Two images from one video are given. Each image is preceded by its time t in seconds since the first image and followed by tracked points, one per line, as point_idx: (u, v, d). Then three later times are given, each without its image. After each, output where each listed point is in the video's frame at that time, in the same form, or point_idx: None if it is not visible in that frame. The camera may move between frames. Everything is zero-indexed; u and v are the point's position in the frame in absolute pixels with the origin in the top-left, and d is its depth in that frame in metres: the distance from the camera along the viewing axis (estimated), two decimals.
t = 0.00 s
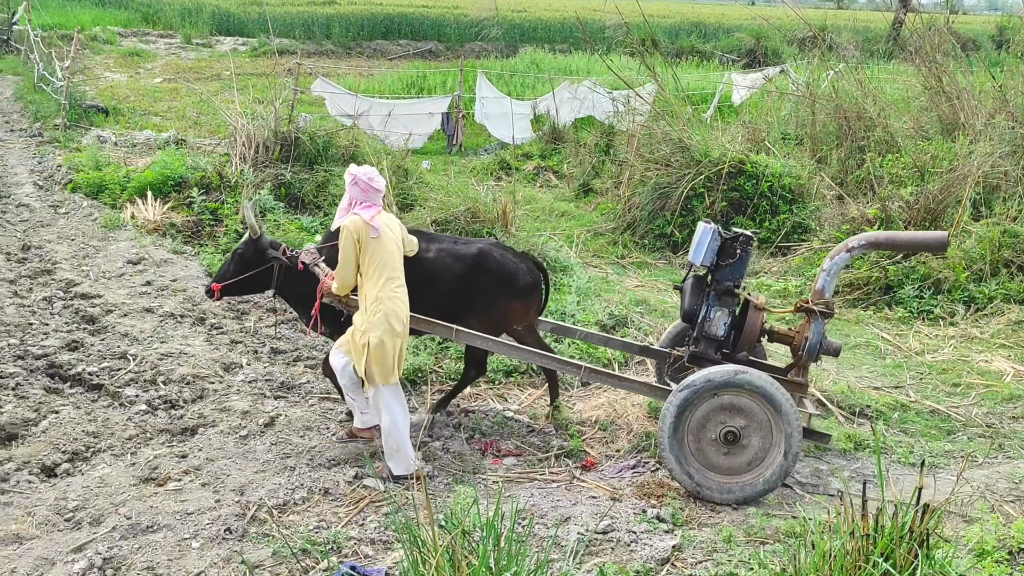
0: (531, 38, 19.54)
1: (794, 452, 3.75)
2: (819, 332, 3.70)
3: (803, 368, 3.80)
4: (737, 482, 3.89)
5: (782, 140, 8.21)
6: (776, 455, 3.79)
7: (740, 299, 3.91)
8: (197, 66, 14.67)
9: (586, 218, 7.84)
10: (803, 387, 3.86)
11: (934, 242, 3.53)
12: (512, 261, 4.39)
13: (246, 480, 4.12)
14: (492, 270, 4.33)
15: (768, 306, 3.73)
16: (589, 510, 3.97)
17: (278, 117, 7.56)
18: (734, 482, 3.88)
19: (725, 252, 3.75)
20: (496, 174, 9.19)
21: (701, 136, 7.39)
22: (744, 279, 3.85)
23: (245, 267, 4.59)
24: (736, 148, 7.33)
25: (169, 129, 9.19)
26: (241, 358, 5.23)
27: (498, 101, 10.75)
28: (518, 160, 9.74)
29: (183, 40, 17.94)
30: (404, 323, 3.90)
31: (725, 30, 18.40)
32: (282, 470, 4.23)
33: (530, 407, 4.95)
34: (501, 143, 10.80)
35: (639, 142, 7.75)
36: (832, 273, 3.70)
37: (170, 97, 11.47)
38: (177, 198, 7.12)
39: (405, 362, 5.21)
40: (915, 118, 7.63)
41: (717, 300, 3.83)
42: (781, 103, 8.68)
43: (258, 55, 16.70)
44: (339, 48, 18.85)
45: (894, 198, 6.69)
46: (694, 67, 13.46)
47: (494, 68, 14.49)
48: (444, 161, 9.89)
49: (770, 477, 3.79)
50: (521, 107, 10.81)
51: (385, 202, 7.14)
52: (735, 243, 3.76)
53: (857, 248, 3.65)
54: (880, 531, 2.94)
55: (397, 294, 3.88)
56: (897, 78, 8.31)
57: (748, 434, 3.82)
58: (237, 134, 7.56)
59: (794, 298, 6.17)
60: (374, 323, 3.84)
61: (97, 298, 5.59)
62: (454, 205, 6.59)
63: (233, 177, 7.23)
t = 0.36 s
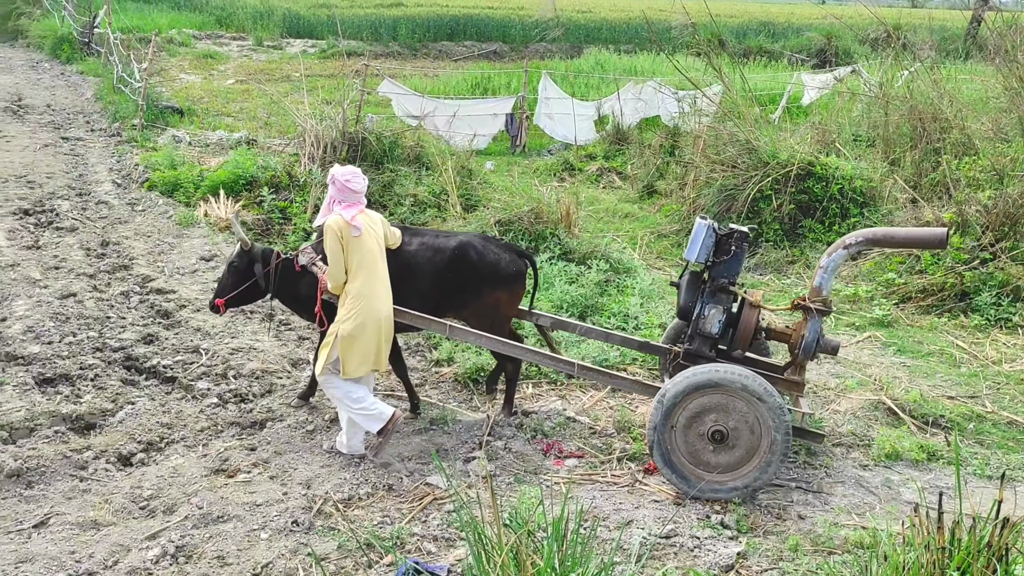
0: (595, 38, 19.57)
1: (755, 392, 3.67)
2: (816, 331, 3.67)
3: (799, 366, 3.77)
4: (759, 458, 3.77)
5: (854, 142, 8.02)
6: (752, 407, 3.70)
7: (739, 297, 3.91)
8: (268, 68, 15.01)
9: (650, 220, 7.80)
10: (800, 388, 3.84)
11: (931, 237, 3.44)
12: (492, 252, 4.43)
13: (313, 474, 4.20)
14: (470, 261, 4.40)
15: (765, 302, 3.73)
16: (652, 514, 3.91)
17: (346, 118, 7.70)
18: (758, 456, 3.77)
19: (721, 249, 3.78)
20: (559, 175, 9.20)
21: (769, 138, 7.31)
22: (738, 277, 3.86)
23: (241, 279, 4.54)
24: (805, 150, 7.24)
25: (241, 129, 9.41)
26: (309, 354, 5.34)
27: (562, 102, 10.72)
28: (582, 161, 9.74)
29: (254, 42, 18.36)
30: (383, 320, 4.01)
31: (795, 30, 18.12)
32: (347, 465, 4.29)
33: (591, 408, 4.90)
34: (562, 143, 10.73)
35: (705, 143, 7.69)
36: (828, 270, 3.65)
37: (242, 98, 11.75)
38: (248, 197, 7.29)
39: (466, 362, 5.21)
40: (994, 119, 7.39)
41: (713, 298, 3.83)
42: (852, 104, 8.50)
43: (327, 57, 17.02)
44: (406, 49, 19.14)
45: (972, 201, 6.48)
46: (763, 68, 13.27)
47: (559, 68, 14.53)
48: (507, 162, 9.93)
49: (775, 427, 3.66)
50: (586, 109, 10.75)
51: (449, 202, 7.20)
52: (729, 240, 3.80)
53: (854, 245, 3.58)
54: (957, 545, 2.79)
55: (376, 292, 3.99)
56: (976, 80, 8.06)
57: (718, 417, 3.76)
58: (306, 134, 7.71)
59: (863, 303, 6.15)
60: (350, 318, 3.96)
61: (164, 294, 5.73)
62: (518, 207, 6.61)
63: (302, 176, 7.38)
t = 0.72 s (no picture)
0: (664, 42, 19.55)
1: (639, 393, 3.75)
2: (790, 345, 3.65)
3: (773, 380, 3.74)
4: (706, 410, 3.69)
5: (933, 147, 7.81)
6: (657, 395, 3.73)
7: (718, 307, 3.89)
8: (341, 72, 15.35)
9: (720, 225, 7.73)
10: (772, 400, 3.79)
11: (907, 258, 3.41)
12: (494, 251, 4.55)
13: (381, 473, 4.25)
14: (472, 258, 4.51)
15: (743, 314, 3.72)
16: (720, 523, 3.77)
17: (416, 121, 7.80)
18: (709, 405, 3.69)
19: (703, 257, 3.74)
20: (627, 180, 9.19)
21: (844, 141, 7.16)
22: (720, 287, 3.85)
23: (254, 248, 4.88)
24: (881, 154, 7.06)
25: (314, 132, 9.61)
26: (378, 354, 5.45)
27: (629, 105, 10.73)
28: (650, 165, 9.70)
29: (328, 47, 18.80)
30: (375, 312, 4.12)
31: (872, 32, 17.78)
32: (415, 464, 4.33)
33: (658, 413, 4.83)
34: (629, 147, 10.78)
35: (777, 147, 7.57)
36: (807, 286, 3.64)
37: (316, 102, 12.04)
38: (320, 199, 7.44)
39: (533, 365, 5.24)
40: None
41: (691, 307, 3.80)
42: (931, 107, 8.26)
43: (398, 62, 17.35)
44: (475, 54, 19.44)
45: None
46: (837, 71, 13.03)
47: (628, 72, 14.56)
48: (574, 165, 9.95)
49: (680, 384, 3.67)
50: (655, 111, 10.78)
51: (517, 206, 7.24)
52: (712, 250, 3.77)
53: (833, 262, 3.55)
54: None
55: (370, 285, 4.12)
56: None
57: (667, 430, 3.78)
58: (377, 137, 7.83)
59: (941, 313, 5.98)
60: (343, 310, 4.12)
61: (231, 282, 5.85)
62: (586, 210, 6.60)
63: (373, 179, 7.51)
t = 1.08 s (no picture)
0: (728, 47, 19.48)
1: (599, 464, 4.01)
2: (770, 348, 3.74)
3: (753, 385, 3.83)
4: (618, 410, 3.93)
5: (1009, 154, 7.58)
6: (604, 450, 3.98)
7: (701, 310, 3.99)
8: (405, 77, 15.61)
9: (785, 231, 7.64)
10: (752, 403, 3.80)
11: (887, 266, 3.49)
12: (500, 250, 4.63)
13: (441, 474, 4.28)
14: (476, 255, 4.60)
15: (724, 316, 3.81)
16: (784, 534, 3.73)
17: (479, 125, 7.87)
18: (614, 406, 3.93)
19: (686, 259, 3.85)
20: (691, 185, 9.12)
21: (916, 148, 7.02)
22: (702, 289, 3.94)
23: (287, 222, 5.02)
24: (956, 161, 6.90)
25: (379, 136, 9.77)
26: (439, 356, 5.52)
27: (692, 110, 10.78)
28: (713, 170, 9.63)
29: (392, 52, 19.11)
30: (381, 301, 4.29)
31: (946, 36, 17.47)
32: (475, 466, 4.35)
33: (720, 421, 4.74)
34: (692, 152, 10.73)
35: (845, 153, 7.45)
36: (789, 291, 3.73)
37: (381, 106, 12.25)
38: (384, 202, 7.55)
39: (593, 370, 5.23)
40: None
41: (673, 306, 3.90)
42: (1009, 112, 8.04)
43: (461, 67, 17.58)
44: (539, 59, 19.70)
45: None
46: (909, 75, 12.79)
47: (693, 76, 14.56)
48: (636, 170, 9.94)
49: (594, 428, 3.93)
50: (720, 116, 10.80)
51: (579, 210, 7.32)
52: (695, 252, 3.89)
53: (814, 267, 3.64)
54: None
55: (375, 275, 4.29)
56: None
57: (644, 449, 3.94)
58: (440, 141, 7.92)
59: (1017, 325, 5.78)
60: (351, 302, 4.28)
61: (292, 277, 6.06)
62: (648, 216, 6.61)
63: (436, 183, 7.59)
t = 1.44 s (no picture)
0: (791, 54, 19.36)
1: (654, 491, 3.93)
2: (780, 352, 3.70)
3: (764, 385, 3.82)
4: (615, 438, 3.95)
5: None
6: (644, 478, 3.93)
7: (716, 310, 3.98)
8: (466, 84, 15.81)
9: (850, 241, 7.55)
10: (761, 405, 3.80)
11: (901, 271, 3.39)
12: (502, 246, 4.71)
13: (500, 478, 4.27)
14: (477, 252, 4.70)
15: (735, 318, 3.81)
16: (848, 549, 3.60)
17: (540, 132, 7.91)
18: (608, 438, 3.97)
19: (698, 260, 3.86)
20: (753, 193, 9.06)
21: (989, 155, 6.83)
22: (715, 290, 3.94)
23: (301, 236, 5.06)
24: None
25: (440, 143, 9.90)
26: (499, 361, 5.57)
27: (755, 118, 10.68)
28: (776, 178, 9.56)
29: (454, 59, 19.36)
30: (375, 291, 4.48)
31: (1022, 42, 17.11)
32: (534, 472, 4.33)
33: (783, 433, 4.63)
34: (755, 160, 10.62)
35: (914, 161, 7.30)
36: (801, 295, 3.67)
37: (442, 113, 12.42)
38: (445, 207, 7.65)
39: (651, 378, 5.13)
40: None
41: (685, 307, 3.92)
42: None
43: (522, 74, 17.73)
44: (599, 67, 19.89)
45: None
46: (981, 81, 12.52)
47: (756, 83, 14.47)
48: (697, 177, 9.91)
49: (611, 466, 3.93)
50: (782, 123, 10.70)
51: (639, 216, 7.37)
52: (708, 253, 3.89)
53: (825, 272, 3.57)
54: None
55: (373, 262, 4.47)
56: None
57: (664, 446, 3.89)
58: (501, 147, 8.00)
59: None
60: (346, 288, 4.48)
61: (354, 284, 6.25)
62: (711, 223, 6.87)
63: (496, 189, 7.66)
